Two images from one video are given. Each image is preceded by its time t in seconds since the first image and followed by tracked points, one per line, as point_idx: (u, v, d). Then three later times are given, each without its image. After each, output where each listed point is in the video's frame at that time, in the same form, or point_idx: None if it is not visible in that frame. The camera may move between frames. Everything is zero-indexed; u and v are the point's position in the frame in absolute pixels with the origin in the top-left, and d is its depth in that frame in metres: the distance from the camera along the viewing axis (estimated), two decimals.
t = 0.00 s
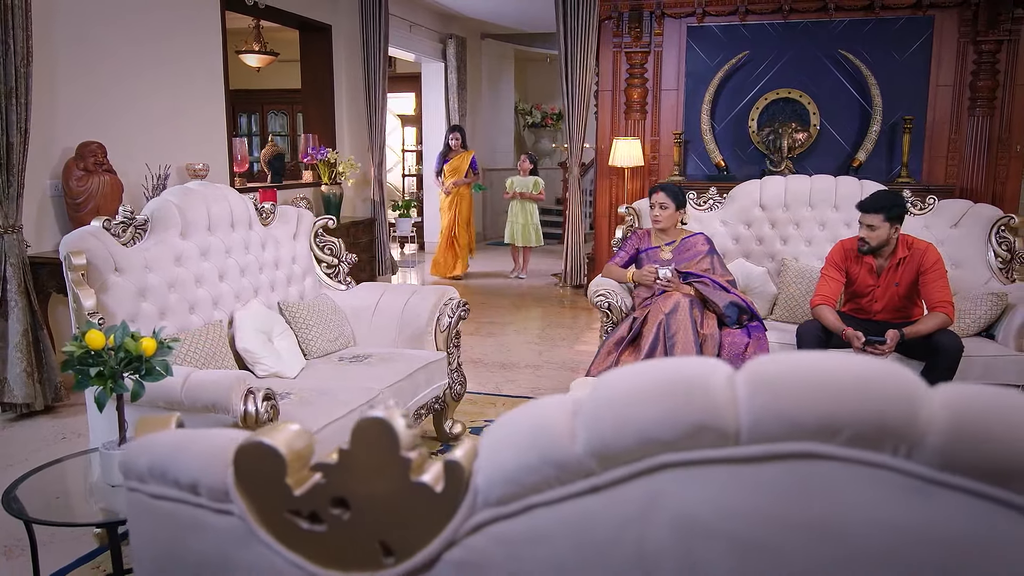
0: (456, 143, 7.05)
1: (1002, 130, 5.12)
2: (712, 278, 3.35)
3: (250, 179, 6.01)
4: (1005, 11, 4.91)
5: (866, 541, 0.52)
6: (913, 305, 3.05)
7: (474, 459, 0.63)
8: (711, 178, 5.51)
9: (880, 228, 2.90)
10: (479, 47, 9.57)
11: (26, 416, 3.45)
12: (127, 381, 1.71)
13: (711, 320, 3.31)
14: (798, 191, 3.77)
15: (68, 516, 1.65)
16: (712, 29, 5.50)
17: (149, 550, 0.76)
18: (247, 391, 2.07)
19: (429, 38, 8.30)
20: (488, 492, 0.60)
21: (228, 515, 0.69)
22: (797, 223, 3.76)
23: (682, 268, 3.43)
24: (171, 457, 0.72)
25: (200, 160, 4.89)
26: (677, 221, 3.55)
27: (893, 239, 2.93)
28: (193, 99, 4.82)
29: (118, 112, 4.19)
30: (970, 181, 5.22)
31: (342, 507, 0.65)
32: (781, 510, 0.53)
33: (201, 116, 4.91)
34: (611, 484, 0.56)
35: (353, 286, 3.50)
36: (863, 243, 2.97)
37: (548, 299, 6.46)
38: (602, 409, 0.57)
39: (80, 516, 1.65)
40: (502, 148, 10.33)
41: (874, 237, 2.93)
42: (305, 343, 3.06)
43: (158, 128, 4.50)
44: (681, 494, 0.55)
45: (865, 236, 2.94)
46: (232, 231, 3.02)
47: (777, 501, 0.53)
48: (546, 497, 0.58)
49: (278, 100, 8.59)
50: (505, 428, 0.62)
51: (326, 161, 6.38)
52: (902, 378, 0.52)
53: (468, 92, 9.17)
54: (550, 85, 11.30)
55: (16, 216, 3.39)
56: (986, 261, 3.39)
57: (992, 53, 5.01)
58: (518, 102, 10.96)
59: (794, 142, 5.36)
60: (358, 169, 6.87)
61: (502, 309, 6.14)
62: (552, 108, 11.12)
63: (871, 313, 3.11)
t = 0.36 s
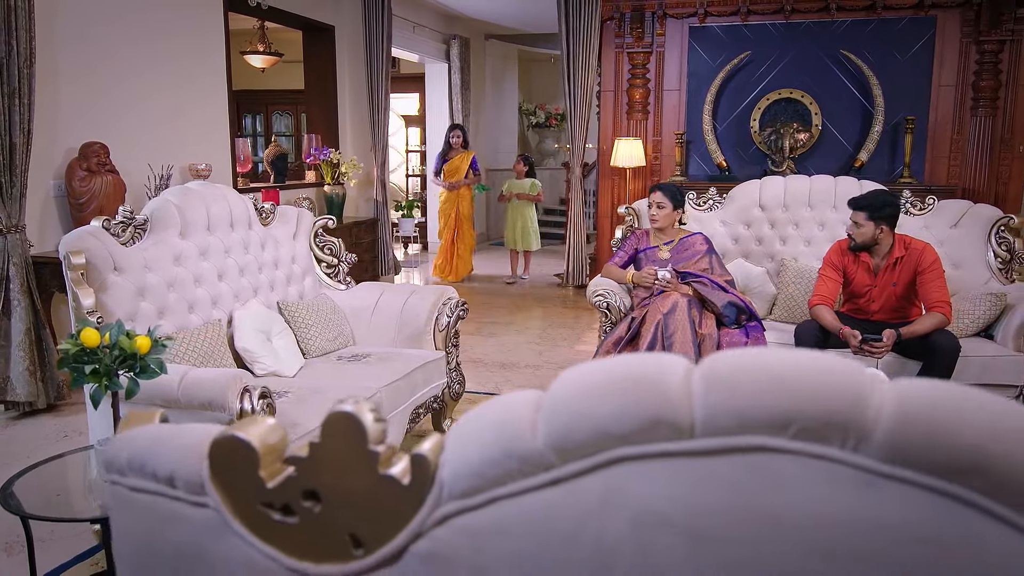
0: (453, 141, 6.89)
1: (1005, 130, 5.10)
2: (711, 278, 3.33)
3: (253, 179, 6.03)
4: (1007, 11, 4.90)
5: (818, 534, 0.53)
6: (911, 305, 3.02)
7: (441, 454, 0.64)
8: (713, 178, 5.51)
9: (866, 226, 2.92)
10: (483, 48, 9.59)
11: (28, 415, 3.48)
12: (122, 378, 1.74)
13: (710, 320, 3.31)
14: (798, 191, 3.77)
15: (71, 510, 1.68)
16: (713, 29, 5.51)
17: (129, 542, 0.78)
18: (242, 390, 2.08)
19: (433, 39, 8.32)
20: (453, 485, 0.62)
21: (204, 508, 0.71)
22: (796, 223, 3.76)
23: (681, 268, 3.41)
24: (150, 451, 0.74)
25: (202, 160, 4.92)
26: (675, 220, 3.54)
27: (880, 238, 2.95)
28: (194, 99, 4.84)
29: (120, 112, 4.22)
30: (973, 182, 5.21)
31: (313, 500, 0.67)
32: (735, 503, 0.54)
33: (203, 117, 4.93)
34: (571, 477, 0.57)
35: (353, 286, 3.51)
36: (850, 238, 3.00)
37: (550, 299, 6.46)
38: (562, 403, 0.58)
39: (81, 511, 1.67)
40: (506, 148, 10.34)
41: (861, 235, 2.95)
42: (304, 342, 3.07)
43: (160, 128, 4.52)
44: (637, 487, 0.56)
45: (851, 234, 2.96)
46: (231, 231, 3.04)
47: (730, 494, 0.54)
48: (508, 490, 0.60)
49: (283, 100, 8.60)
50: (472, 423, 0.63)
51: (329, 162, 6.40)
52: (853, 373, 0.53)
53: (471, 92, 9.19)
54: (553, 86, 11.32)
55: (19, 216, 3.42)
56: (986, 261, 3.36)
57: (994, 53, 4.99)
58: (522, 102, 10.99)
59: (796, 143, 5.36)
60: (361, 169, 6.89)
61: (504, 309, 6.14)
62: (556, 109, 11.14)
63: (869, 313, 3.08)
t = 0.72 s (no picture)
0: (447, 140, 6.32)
1: (1006, 131, 5.08)
2: (708, 278, 3.34)
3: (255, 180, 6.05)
4: (1009, 11, 4.88)
5: (771, 526, 0.54)
6: (909, 305, 3.01)
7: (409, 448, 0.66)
8: (714, 179, 5.52)
9: (860, 225, 2.94)
10: (485, 48, 9.61)
11: (30, 414, 3.50)
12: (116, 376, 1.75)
13: (708, 320, 3.32)
14: (797, 192, 3.77)
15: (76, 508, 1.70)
16: (714, 30, 5.51)
17: (110, 534, 0.80)
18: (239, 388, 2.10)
19: (436, 40, 8.33)
20: (420, 479, 0.63)
21: (182, 501, 0.73)
22: (795, 223, 3.76)
23: (679, 268, 3.42)
24: (129, 446, 0.76)
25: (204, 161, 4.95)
26: (673, 220, 3.54)
27: (875, 238, 2.96)
28: (195, 100, 4.86)
29: (122, 113, 4.24)
30: (975, 183, 5.20)
31: (286, 493, 0.69)
32: (692, 495, 0.55)
33: (205, 117, 4.96)
34: (533, 471, 0.59)
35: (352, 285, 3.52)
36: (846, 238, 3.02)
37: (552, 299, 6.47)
38: (525, 398, 0.59)
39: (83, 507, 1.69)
40: (508, 148, 10.35)
41: (857, 235, 2.96)
42: (303, 341, 3.09)
43: (161, 129, 4.55)
44: (598, 481, 0.57)
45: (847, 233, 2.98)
46: (230, 231, 3.05)
47: (686, 488, 0.55)
48: (475, 482, 0.61)
49: (286, 101, 8.62)
50: (439, 417, 0.64)
51: (331, 162, 6.41)
52: (808, 368, 0.54)
53: (474, 93, 9.20)
54: (556, 86, 11.33)
55: (21, 216, 3.44)
56: (984, 261, 3.33)
57: (996, 53, 4.98)
58: (525, 103, 11.00)
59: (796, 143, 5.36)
60: (362, 170, 6.91)
61: (505, 309, 6.15)
62: (559, 109, 11.16)
63: (867, 313, 3.07)
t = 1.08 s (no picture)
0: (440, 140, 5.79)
1: (1006, 131, 5.07)
2: (706, 278, 3.32)
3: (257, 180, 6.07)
4: (1009, 11, 4.87)
5: (728, 520, 0.55)
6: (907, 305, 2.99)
7: (381, 444, 0.68)
8: (715, 179, 5.52)
9: (857, 225, 2.93)
10: (487, 49, 9.63)
11: (31, 413, 3.52)
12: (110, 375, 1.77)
13: (705, 320, 3.32)
14: (795, 192, 3.76)
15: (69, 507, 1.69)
16: (715, 30, 5.52)
17: (91, 529, 0.82)
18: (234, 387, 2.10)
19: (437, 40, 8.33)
20: (391, 473, 0.64)
21: (160, 495, 0.75)
22: (793, 223, 3.76)
23: (677, 268, 3.40)
24: (110, 441, 0.78)
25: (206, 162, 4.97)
26: (671, 221, 3.53)
27: (871, 238, 2.94)
28: (195, 101, 4.87)
29: (123, 113, 4.26)
30: (975, 183, 5.19)
31: (261, 487, 0.70)
32: (652, 489, 0.56)
33: (206, 118, 4.98)
34: (500, 465, 0.60)
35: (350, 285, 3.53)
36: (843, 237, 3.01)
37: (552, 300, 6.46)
38: (492, 394, 0.60)
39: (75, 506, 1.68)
40: (511, 149, 10.36)
41: (854, 234, 2.95)
42: (301, 341, 3.09)
43: (162, 129, 4.56)
44: (561, 474, 0.58)
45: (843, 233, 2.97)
46: (228, 231, 3.06)
47: (646, 480, 0.56)
48: (443, 477, 0.62)
49: (289, 101, 8.64)
50: (410, 413, 0.65)
51: (333, 162, 6.42)
52: (766, 364, 0.56)
53: (476, 93, 9.21)
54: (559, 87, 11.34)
55: (22, 216, 3.45)
56: (983, 261, 3.29)
57: (996, 54, 4.97)
58: (527, 104, 11.01)
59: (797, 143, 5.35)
60: (364, 170, 6.92)
61: (506, 309, 6.15)
62: (562, 110, 11.17)
63: (864, 313, 3.05)
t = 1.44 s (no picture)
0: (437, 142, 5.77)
1: (1006, 131, 5.07)
2: (704, 278, 3.31)
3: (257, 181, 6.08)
4: (1009, 11, 4.85)
5: (691, 515, 0.57)
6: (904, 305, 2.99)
7: (357, 440, 0.69)
8: (715, 179, 5.53)
9: (852, 224, 2.92)
10: (489, 49, 9.64)
11: (32, 412, 3.55)
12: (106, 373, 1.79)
13: (703, 319, 3.29)
14: (793, 192, 3.76)
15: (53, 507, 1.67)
16: (715, 30, 5.52)
17: (77, 523, 0.84)
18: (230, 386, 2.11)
19: (438, 40, 8.34)
20: (367, 467, 0.66)
21: (143, 489, 0.78)
22: (791, 223, 3.76)
23: (675, 268, 3.39)
24: (95, 436, 0.80)
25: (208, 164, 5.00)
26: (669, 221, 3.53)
27: (866, 237, 2.94)
28: (195, 102, 4.88)
29: (123, 114, 4.27)
30: (975, 183, 5.18)
31: (241, 481, 0.72)
32: (619, 483, 0.58)
33: (206, 119, 4.99)
34: (470, 460, 0.61)
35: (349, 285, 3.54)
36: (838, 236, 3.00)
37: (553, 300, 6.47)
38: (464, 391, 0.61)
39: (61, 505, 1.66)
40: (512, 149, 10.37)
41: (851, 232, 2.93)
42: (298, 340, 3.09)
43: (162, 131, 4.58)
44: (531, 469, 0.60)
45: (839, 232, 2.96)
46: (227, 231, 3.07)
47: (613, 475, 0.58)
48: (416, 471, 0.64)
49: (291, 102, 8.65)
50: (384, 410, 0.67)
51: (333, 162, 6.43)
52: (732, 362, 0.57)
53: (477, 93, 9.21)
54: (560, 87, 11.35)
55: (22, 216, 3.46)
56: (981, 262, 3.28)
57: (996, 54, 4.96)
58: (529, 104, 11.01)
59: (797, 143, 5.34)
60: (364, 170, 6.93)
61: (506, 310, 6.16)
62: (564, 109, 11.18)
63: (861, 313, 3.05)
